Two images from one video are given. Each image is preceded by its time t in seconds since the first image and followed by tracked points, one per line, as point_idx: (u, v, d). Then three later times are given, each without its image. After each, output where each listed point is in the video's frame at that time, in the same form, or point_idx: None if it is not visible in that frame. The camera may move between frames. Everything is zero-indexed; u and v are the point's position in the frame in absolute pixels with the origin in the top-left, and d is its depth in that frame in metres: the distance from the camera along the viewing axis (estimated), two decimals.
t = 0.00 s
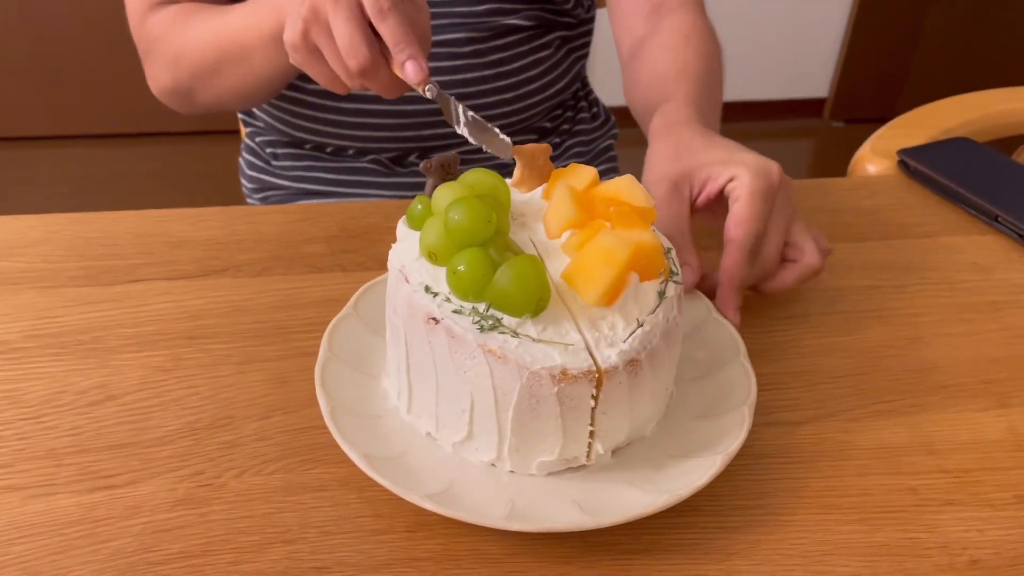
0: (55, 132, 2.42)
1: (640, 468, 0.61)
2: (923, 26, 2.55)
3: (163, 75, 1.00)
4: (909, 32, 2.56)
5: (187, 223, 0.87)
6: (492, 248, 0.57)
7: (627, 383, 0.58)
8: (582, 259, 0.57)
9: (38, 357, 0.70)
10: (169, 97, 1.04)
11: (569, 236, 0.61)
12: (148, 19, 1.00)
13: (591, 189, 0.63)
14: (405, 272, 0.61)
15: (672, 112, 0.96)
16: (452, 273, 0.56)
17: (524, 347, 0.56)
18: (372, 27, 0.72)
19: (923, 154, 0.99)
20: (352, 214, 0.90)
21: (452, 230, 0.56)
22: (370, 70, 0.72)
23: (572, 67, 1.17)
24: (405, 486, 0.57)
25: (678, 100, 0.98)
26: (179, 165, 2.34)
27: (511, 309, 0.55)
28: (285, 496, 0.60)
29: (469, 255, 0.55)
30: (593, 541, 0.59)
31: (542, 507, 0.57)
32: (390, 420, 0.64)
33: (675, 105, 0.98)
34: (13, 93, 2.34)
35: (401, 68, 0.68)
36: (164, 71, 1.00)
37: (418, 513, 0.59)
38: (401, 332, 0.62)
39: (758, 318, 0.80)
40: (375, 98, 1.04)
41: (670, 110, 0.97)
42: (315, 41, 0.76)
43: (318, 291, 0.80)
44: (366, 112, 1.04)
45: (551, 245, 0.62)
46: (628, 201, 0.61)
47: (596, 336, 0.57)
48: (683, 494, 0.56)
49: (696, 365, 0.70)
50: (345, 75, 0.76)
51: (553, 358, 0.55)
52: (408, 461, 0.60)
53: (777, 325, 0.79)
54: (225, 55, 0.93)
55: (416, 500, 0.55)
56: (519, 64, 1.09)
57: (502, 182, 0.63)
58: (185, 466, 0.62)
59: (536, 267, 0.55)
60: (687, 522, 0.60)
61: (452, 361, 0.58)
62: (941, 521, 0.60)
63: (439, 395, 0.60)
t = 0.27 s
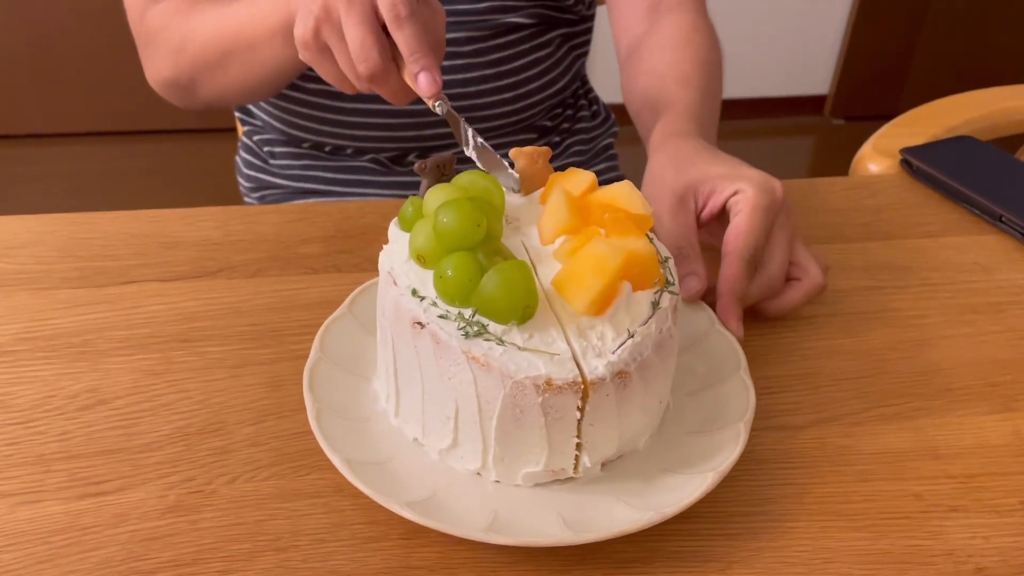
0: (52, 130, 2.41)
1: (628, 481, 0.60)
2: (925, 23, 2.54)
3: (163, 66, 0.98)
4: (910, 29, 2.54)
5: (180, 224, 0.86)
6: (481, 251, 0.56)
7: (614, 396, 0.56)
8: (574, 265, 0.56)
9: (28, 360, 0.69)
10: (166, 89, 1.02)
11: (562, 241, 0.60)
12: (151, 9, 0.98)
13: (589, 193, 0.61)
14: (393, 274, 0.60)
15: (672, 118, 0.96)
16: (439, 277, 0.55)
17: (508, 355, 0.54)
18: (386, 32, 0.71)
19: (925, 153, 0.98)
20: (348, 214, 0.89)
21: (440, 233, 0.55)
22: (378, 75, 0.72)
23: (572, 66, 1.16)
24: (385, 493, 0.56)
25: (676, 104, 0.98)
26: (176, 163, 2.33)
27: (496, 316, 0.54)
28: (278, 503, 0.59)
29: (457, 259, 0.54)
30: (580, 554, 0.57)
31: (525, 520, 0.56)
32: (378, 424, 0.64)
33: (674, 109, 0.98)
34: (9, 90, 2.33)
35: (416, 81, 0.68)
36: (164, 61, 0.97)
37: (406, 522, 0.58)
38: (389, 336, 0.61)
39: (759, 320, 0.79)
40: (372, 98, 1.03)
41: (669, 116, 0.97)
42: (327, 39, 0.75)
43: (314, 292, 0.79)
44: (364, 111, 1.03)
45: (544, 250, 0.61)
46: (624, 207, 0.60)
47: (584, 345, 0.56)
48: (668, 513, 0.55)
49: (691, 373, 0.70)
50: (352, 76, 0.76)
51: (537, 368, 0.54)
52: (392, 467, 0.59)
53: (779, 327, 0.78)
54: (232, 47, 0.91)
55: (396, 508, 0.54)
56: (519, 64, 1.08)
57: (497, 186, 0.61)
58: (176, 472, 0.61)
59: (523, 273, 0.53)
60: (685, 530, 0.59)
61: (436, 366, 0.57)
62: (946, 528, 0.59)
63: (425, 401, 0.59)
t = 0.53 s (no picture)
0: (51, 129, 2.41)
1: (620, 483, 0.59)
2: (925, 21, 2.53)
3: (163, 57, 0.97)
4: (910, 27, 2.54)
5: (174, 224, 0.86)
6: (471, 252, 0.56)
7: (606, 398, 0.56)
8: (565, 267, 0.56)
9: (21, 361, 0.69)
10: (166, 81, 1.01)
11: (554, 242, 0.60)
12: None
13: (581, 194, 0.61)
14: (384, 275, 0.60)
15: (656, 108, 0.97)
16: (430, 278, 0.54)
17: (499, 357, 0.54)
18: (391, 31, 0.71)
19: (922, 152, 0.97)
20: (343, 214, 0.89)
21: (431, 234, 0.55)
22: (380, 73, 0.71)
23: (570, 66, 1.15)
24: (375, 495, 0.56)
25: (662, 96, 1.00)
26: (175, 162, 2.33)
27: (487, 317, 0.54)
28: (270, 504, 0.59)
29: (448, 259, 0.54)
30: (573, 555, 0.57)
31: (517, 522, 0.56)
32: (370, 425, 0.63)
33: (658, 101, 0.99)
34: (8, 89, 2.33)
35: (416, 86, 0.68)
36: (164, 52, 0.97)
37: (398, 524, 0.58)
38: (380, 337, 0.61)
39: (755, 320, 0.79)
40: (369, 98, 1.03)
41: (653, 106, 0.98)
42: (332, 31, 0.74)
43: (308, 292, 0.79)
44: (360, 111, 1.03)
45: (535, 251, 0.61)
46: (617, 208, 0.59)
47: (575, 347, 0.56)
48: (660, 514, 0.55)
49: (685, 376, 0.69)
50: (355, 70, 0.75)
51: (528, 369, 0.54)
52: (384, 469, 0.59)
53: (775, 327, 0.78)
54: (233, 35, 0.91)
55: (386, 510, 0.54)
56: (518, 64, 1.07)
57: (488, 186, 0.61)
58: (168, 473, 0.61)
59: (514, 274, 0.53)
60: (678, 532, 0.59)
61: (427, 367, 0.57)
62: (940, 529, 0.59)
63: (416, 402, 0.59)
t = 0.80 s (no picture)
0: (51, 128, 2.41)
1: (623, 486, 0.59)
2: (926, 21, 2.53)
3: (166, 54, 0.96)
4: (912, 27, 2.53)
5: (174, 224, 0.85)
6: (473, 253, 0.55)
7: (609, 400, 0.56)
8: (568, 268, 0.56)
9: (20, 363, 0.69)
10: (168, 78, 1.00)
11: (556, 243, 0.59)
12: None
13: (584, 194, 0.61)
14: (386, 277, 0.59)
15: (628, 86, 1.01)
16: (432, 280, 0.54)
17: (501, 359, 0.54)
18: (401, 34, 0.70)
19: (924, 152, 0.97)
20: (344, 214, 0.88)
21: (433, 235, 0.54)
22: (387, 75, 0.71)
23: (571, 66, 1.15)
24: (376, 498, 0.55)
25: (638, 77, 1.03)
26: (176, 162, 2.32)
27: (489, 319, 0.53)
28: (271, 508, 0.58)
29: (450, 261, 0.53)
30: (575, 559, 0.57)
31: (518, 526, 0.55)
32: (372, 428, 0.63)
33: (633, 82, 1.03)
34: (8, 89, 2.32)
35: (423, 91, 0.68)
36: (167, 49, 0.96)
37: (400, 527, 0.58)
38: (382, 339, 0.60)
39: (758, 321, 0.78)
40: (372, 98, 1.03)
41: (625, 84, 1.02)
42: (340, 30, 0.74)
43: (309, 294, 0.78)
44: (361, 111, 1.03)
45: (538, 253, 0.60)
46: (620, 208, 0.59)
47: (578, 349, 0.55)
48: (663, 518, 0.54)
49: (688, 378, 0.69)
50: (362, 71, 0.75)
51: (531, 372, 0.54)
52: (386, 472, 0.59)
53: (777, 328, 0.77)
54: (239, 31, 0.90)
55: (388, 513, 0.54)
56: (519, 64, 1.07)
57: (490, 186, 0.61)
58: (168, 476, 0.60)
59: (517, 276, 0.53)
60: (681, 535, 0.58)
61: (429, 370, 0.56)
62: (945, 533, 0.58)
63: (418, 405, 0.59)
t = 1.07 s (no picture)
0: (51, 128, 2.40)
1: (626, 489, 0.59)
2: (928, 20, 2.52)
3: (170, 48, 0.96)
4: (913, 26, 2.53)
5: (174, 225, 0.85)
6: (475, 255, 0.55)
7: (612, 403, 0.56)
8: (570, 270, 0.55)
9: (19, 365, 0.68)
10: (173, 73, 1.00)
11: (559, 244, 0.59)
12: None
13: (587, 195, 0.60)
14: (387, 278, 0.59)
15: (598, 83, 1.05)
16: (433, 282, 0.54)
17: (504, 361, 0.54)
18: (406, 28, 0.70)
19: (928, 151, 0.96)
20: (345, 214, 0.88)
21: (434, 237, 0.54)
22: (392, 68, 0.71)
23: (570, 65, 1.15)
24: (378, 500, 0.55)
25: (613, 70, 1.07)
26: (176, 162, 2.32)
27: (492, 321, 0.53)
28: (271, 511, 0.58)
29: (451, 263, 0.53)
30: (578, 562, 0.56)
31: (521, 529, 0.55)
32: (373, 430, 0.63)
33: (608, 75, 1.06)
34: (8, 88, 2.32)
35: (428, 88, 0.68)
36: (172, 44, 0.96)
37: (402, 531, 0.57)
38: (383, 341, 0.60)
39: (761, 321, 0.78)
40: (373, 97, 1.02)
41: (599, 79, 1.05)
42: (344, 22, 0.73)
43: (309, 294, 0.78)
44: (362, 110, 1.03)
45: (541, 254, 0.60)
46: (623, 210, 0.58)
47: (581, 351, 0.55)
48: (667, 521, 0.54)
49: (691, 379, 0.68)
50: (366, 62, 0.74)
51: (533, 374, 0.53)
52: (388, 474, 0.58)
53: (781, 329, 0.77)
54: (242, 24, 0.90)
55: (390, 517, 0.53)
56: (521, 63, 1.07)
57: (493, 187, 0.60)
58: (168, 479, 0.60)
59: (519, 278, 0.52)
60: (685, 537, 0.58)
61: (431, 372, 0.56)
62: (951, 536, 0.58)
63: (420, 407, 0.58)
